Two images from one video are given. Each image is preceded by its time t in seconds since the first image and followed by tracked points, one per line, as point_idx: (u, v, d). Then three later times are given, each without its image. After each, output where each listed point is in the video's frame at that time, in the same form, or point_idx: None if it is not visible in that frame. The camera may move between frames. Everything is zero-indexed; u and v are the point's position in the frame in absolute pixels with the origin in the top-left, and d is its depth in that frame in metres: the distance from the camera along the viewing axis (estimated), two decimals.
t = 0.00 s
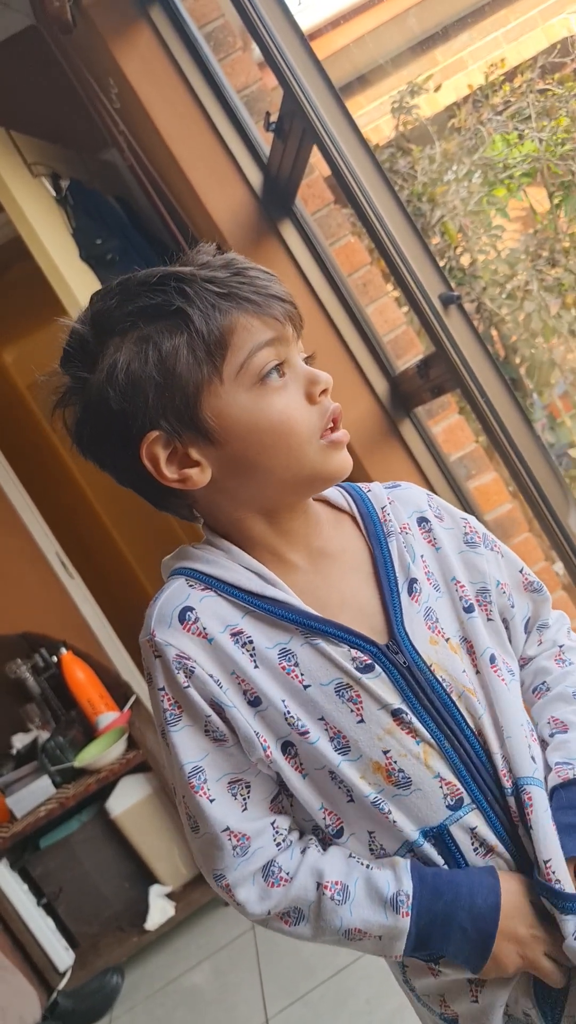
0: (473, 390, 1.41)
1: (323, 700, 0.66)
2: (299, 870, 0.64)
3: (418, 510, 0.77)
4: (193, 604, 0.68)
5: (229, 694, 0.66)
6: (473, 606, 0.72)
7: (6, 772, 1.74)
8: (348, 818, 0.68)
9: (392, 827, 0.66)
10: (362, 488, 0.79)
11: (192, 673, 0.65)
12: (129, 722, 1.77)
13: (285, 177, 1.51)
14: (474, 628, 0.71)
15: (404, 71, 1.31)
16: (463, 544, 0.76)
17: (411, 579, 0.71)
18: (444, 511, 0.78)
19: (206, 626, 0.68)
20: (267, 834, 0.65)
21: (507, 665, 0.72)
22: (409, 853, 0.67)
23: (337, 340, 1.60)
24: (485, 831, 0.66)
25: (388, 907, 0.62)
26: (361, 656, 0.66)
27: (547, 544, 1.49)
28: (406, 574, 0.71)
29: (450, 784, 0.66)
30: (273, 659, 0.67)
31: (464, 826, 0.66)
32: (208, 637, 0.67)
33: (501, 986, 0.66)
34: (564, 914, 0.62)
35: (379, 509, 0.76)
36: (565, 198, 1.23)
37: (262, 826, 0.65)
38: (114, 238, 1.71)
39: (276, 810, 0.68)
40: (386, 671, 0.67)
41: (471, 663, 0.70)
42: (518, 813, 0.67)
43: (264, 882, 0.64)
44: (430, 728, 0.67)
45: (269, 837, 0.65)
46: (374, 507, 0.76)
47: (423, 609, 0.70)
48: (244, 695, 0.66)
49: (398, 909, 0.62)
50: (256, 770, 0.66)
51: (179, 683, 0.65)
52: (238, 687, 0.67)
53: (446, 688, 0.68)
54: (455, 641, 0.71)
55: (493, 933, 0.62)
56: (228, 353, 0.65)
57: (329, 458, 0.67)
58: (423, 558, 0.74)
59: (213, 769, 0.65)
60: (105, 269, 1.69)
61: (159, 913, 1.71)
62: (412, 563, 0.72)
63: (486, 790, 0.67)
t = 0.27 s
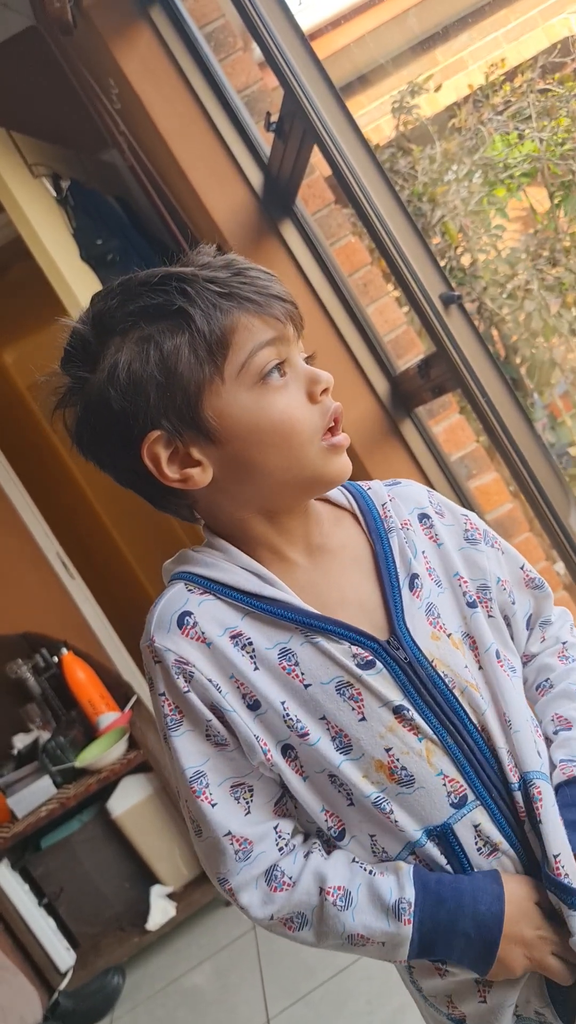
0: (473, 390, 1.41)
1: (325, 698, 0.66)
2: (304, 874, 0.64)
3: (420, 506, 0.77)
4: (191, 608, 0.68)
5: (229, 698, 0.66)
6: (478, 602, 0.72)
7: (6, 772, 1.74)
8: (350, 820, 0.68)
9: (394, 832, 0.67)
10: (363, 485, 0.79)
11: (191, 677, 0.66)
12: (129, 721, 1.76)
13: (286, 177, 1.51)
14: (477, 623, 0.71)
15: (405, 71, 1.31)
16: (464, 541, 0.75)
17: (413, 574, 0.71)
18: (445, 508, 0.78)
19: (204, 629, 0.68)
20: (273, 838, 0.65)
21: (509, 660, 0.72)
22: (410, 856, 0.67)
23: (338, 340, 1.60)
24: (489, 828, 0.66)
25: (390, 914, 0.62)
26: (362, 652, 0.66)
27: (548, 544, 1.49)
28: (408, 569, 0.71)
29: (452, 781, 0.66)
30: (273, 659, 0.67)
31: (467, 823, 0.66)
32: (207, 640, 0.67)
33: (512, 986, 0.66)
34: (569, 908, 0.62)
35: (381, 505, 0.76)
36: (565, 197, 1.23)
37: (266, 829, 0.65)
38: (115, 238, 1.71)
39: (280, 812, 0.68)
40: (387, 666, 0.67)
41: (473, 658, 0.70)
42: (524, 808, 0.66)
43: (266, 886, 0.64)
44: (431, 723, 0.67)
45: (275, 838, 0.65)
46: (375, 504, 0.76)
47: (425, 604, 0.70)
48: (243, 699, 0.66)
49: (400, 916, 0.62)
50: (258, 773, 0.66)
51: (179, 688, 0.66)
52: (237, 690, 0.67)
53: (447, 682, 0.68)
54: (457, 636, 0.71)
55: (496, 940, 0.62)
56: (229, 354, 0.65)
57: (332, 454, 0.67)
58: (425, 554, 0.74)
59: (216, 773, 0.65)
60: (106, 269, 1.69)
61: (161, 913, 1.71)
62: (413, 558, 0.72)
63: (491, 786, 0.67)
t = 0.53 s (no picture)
0: (473, 390, 1.41)
1: (317, 689, 0.66)
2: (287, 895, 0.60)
3: (420, 503, 0.77)
4: (189, 604, 0.69)
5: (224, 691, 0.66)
6: (478, 597, 0.72)
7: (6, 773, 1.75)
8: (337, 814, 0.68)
9: (380, 823, 0.66)
10: (364, 483, 0.79)
11: (187, 670, 0.65)
12: (130, 722, 1.76)
13: (285, 177, 1.51)
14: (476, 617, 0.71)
15: (404, 71, 1.32)
16: (464, 538, 0.76)
17: (411, 567, 0.71)
18: (446, 505, 0.78)
19: (202, 626, 0.68)
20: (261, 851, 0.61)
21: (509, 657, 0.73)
22: (396, 852, 0.66)
23: (337, 340, 1.60)
24: (477, 820, 0.65)
25: (355, 994, 0.57)
26: (355, 641, 0.66)
27: (548, 544, 1.49)
28: (406, 562, 0.71)
29: (442, 771, 0.65)
30: (269, 653, 0.67)
31: (455, 815, 0.65)
32: (204, 635, 0.67)
33: (507, 984, 0.67)
34: (553, 905, 0.62)
35: (381, 502, 0.76)
36: (565, 197, 1.23)
37: (258, 839, 0.62)
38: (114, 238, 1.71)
39: (277, 829, 0.64)
40: (381, 655, 0.66)
41: (470, 651, 0.70)
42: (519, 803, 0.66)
43: (243, 912, 0.59)
44: (424, 712, 0.66)
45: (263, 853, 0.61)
46: (375, 500, 0.76)
47: (422, 596, 0.70)
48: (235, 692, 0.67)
49: (365, 1001, 0.57)
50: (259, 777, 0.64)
51: (177, 684, 0.65)
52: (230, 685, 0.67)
53: (442, 672, 0.67)
54: (454, 628, 0.71)
55: None
56: (220, 351, 0.65)
57: (327, 448, 0.67)
58: (424, 548, 0.74)
59: (211, 773, 0.64)
60: (105, 269, 1.69)
61: (161, 913, 1.71)
62: (412, 552, 0.72)
63: (485, 781, 0.66)
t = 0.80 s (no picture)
0: (473, 390, 1.41)
1: (319, 669, 0.63)
2: (118, 856, 0.47)
3: (427, 496, 0.77)
4: (191, 584, 0.66)
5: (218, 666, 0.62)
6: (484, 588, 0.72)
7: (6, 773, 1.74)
8: (331, 799, 0.65)
9: (378, 804, 0.64)
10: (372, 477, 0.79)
11: (183, 636, 0.61)
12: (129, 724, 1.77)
13: (285, 177, 1.51)
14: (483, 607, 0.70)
15: (403, 71, 1.32)
16: (472, 530, 0.75)
17: (416, 554, 0.70)
18: (454, 498, 0.78)
19: (203, 604, 0.65)
20: (132, 809, 0.48)
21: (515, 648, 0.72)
22: (390, 833, 0.64)
23: (337, 339, 1.60)
24: (476, 805, 0.63)
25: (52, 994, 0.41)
26: (357, 623, 0.64)
27: (547, 544, 1.49)
28: (412, 549, 0.70)
29: (442, 755, 0.63)
30: (270, 633, 0.64)
31: (454, 798, 0.62)
32: (204, 611, 0.64)
33: (502, 968, 0.65)
34: (568, 887, 0.62)
35: (389, 492, 0.75)
36: (564, 197, 1.23)
37: (136, 800, 0.49)
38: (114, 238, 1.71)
39: (159, 804, 0.50)
40: (381, 639, 0.64)
41: (475, 640, 0.68)
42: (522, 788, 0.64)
43: (77, 823, 0.47)
44: (425, 697, 0.64)
45: (136, 817, 0.48)
46: (382, 490, 0.75)
47: (425, 583, 0.69)
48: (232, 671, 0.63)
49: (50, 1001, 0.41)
50: (185, 749, 0.54)
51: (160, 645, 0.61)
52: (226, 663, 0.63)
53: (444, 658, 0.65)
54: (458, 617, 0.69)
55: None
56: (216, 350, 0.65)
57: (328, 440, 0.67)
58: (431, 537, 0.73)
59: (150, 718, 0.53)
60: (105, 269, 1.69)
61: (161, 914, 1.69)
62: (418, 540, 0.71)
63: (487, 773, 0.64)
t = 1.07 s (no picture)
0: (473, 390, 1.41)
1: (299, 650, 0.63)
2: (25, 670, 0.52)
3: (439, 496, 0.76)
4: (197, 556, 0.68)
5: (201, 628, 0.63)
6: (485, 594, 0.71)
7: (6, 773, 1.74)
8: (294, 781, 0.64)
9: (342, 790, 0.64)
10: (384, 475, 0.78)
11: (179, 592, 0.63)
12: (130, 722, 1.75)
13: (284, 177, 1.51)
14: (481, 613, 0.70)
15: (403, 71, 1.32)
16: (484, 535, 0.75)
17: (418, 549, 0.69)
18: (468, 501, 0.77)
19: (204, 573, 0.66)
20: (58, 653, 0.53)
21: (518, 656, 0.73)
22: (353, 819, 0.64)
23: (337, 339, 1.60)
24: (437, 807, 0.61)
25: None
26: (343, 609, 0.64)
27: (547, 543, 1.50)
28: (415, 544, 0.69)
29: (408, 754, 0.61)
30: (260, 610, 0.64)
31: (415, 798, 0.61)
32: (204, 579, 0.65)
33: (456, 970, 0.64)
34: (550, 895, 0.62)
35: (399, 489, 0.74)
36: (563, 197, 1.25)
37: (67, 649, 0.54)
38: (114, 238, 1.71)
39: (85, 668, 0.54)
40: (365, 627, 0.63)
41: (467, 643, 0.67)
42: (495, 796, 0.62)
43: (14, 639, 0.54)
44: (399, 690, 0.62)
45: (57, 659, 0.53)
46: (394, 487, 0.74)
47: (422, 579, 0.67)
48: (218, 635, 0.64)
49: None
50: (137, 663, 0.57)
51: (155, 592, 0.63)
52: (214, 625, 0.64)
53: (426, 654, 0.64)
54: (452, 619, 0.67)
55: None
56: (188, 361, 0.63)
57: (312, 452, 0.62)
58: (437, 535, 0.72)
59: (126, 619, 0.58)
60: (105, 269, 1.69)
61: (161, 913, 1.71)
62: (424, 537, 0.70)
63: (461, 786, 0.62)
